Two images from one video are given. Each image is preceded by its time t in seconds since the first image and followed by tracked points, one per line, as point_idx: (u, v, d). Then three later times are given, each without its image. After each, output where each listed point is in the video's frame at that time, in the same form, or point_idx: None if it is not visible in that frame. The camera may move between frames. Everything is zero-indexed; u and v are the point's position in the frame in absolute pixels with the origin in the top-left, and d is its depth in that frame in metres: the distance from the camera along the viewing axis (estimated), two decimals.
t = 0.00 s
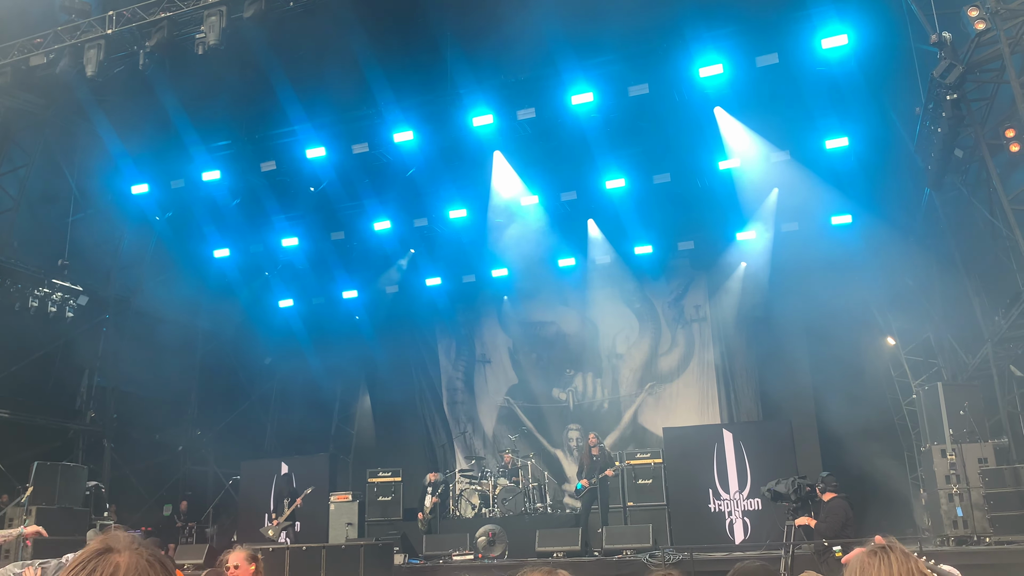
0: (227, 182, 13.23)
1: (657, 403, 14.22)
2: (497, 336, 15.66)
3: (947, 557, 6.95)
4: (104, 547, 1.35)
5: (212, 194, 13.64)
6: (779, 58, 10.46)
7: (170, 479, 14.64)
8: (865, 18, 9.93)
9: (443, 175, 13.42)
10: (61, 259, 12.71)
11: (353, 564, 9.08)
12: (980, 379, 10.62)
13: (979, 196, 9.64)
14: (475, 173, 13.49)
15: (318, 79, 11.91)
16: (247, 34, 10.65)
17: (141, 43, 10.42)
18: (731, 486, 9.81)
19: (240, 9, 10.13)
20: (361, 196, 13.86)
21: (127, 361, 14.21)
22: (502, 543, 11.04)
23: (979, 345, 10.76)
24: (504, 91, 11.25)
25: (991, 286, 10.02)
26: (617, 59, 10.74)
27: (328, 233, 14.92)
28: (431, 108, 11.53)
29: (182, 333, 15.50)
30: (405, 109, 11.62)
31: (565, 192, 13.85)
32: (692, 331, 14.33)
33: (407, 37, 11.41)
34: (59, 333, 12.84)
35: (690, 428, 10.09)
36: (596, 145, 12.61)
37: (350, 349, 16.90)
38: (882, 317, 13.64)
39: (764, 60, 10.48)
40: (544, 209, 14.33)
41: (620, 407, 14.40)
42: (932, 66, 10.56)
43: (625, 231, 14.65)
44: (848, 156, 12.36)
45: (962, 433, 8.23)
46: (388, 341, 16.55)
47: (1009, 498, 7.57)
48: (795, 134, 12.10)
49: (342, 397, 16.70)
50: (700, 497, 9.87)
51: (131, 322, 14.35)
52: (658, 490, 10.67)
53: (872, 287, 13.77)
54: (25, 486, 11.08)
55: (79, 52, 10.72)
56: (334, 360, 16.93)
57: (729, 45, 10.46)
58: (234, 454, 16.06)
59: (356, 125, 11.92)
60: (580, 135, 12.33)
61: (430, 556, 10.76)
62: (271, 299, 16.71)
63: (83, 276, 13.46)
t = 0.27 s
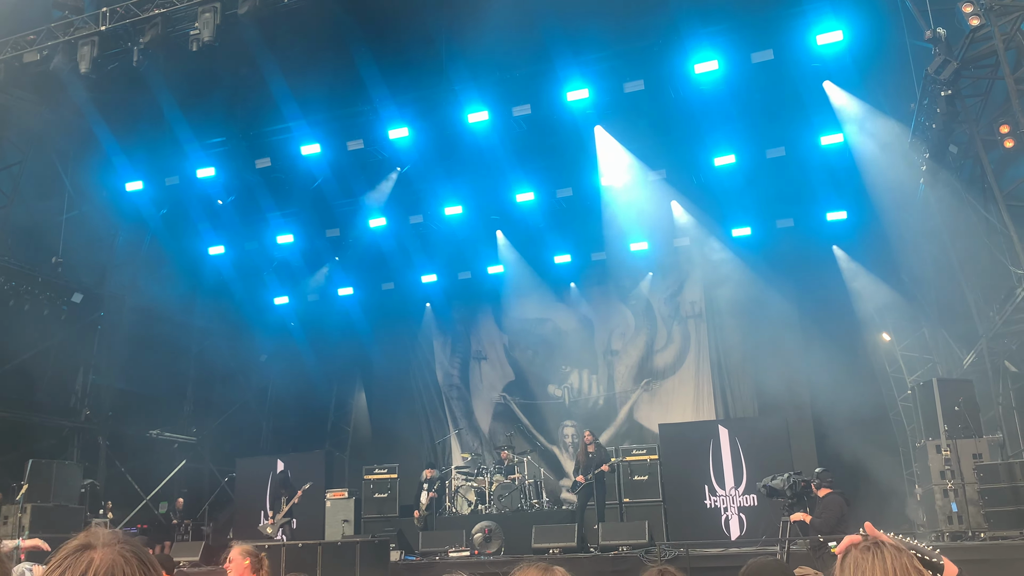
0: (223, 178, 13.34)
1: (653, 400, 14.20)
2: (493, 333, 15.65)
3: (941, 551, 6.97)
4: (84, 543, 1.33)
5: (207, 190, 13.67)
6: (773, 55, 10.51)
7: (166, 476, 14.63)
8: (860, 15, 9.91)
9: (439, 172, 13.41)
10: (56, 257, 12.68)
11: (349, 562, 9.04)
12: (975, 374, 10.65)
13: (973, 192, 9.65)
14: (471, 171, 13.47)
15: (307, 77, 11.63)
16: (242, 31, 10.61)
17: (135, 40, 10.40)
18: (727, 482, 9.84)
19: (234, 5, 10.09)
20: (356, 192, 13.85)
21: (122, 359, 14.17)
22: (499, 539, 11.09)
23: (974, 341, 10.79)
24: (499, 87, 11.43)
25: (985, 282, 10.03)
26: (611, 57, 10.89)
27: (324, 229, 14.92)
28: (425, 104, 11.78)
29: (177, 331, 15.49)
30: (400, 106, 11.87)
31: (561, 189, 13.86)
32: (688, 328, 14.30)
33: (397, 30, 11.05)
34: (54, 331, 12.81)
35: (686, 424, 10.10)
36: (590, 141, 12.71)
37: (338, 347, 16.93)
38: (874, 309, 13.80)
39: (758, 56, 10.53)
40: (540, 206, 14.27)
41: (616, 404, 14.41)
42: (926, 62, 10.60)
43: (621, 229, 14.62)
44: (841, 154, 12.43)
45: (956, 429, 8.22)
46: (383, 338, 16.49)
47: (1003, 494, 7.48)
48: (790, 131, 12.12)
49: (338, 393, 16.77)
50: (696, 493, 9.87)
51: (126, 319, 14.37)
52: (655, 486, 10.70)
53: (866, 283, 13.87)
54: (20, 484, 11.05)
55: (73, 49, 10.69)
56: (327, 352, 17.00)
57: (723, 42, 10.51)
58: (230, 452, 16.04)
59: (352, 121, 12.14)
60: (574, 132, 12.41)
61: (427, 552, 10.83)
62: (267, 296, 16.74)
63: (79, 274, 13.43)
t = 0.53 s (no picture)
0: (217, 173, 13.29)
1: (648, 394, 14.25)
2: (488, 327, 15.65)
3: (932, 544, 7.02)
4: (67, 538, 1.32)
5: (201, 184, 13.52)
6: (768, 48, 10.47)
7: (161, 471, 14.62)
8: (855, 11, 9.91)
9: (434, 166, 13.36)
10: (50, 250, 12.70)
11: (345, 555, 9.08)
12: (968, 368, 10.69)
13: (967, 187, 9.67)
14: (466, 165, 13.46)
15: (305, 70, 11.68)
16: (236, 24, 10.57)
17: (128, 32, 10.34)
18: (721, 476, 9.87)
19: None
20: (351, 185, 13.79)
21: (116, 353, 14.16)
22: (494, 532, 10.97)
23: (967, 335, 10.83)
24: (494, 82, 11.33)
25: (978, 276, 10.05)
26: (603, 52, 10.81)
27: (318, 224, 14.84)
28: (421, 98, 11.63)
29: (169, 324, 15.62)
30: (395, 99, 11.69)
31: (556, 183, 13.82)
32: (682, 322, 14.36)
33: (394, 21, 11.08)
34: (48, 325, 12.78)
35: (681, 418, 10.13)
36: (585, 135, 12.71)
37: (331, 341, 16.74)
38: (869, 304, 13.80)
39: (753, 50, 10.49)
40: (535, 200, 14.21)
41: (610, 398, 14.43)
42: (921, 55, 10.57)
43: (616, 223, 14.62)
44: (840, 148, 12.33)
45: (950, 423, 8.31)
46: (378, 332, 16.46)
47: (995, 487, 7.48)
48: (785, 125, 12.12)
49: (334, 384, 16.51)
50: (691, 486, 9.90)
51: (122, 312, 14.47)
52: (649, 480, 10.66)
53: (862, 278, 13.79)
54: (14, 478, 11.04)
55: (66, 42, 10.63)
56: (322, 347, 16.76)
57: (719, 36, 10.45)
58: (226, 446, 16.03)
59: (346, 115, 12.00)
60: (570, 126, 12.34)
61: (421, 546, 10.74)
62: (262, 291, 16.58)
63: (73, 268, 13.39)
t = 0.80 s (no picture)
0: (215, 173, 13.32)
1: (645, 394, 14.25)
2: (486, 328, 15.63)
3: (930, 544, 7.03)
4: (47, 543, 1.47)
5: (198, 185, 13.64)
6: (765, 50, 10.51)
7: (157, 472, 14.57)
8: (853, 12, 9.94)
9: (432, 166, 13.39)
10: (47, 251, 12.66)
11: (343, 556, 9.06)
12: (966, 369, 10.70)
13: (964, 188, 9.68)
14: (463, 166, 13.45)
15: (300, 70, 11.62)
16: (234, 24, 10.55)
17: (125, 33, 10.31)
18: (718, 477, 9.87)
19: None
20: (349, 186, 13.81)
21: (113, 354, 14.14)
22: (492, 533, 11.06)
23: (964, 336, 10.84)
24: (492, 83, 11.44)
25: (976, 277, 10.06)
26: (601, 52, 10.88)
27: (316, 224, 14.84)
28: (418, 100, 11.78)
29: (169, 326, 15.49)
30: (393, 100, 11.84)
31: (554, 184, 13.86)
32: (680, 323, 14.33)
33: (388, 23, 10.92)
34: (45, 325, 12.76)
35: (678, 419, 10.13)
36: (583, 136, 12.72)
37: (329, 341, 16.72)
38: (867, 307, 13.73)
39: (751, 52, 10.53)
40: (532, 201, 14.29)
41: (608, 399, 14.44)
42: (918, 57, 10.49)
43: (614, 224, 14.66)
44: (835, 149, 12.42)
45: (947, 424, 8.30)
46: (375, 332, 16.42)
47: (993, 488, 7.51)
48: (783, 126, 12.12)
49: (331, 385, 16.46)
50: (688, 487, 9.90)
51: (120, 314, 14.40)
52: (646, 481, 10.67)
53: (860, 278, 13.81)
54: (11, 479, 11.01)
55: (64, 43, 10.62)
56: (320, 345, 16.78)
57: (716, 38, 10.53)
58: (223, 447, 16.00)
59: (344, 117, 12.14)
60: (567, 127, 12.45)
61: (419, 547, 10.76)
62: (258, 291, 16.75)
63: (70, 268, 13.36)
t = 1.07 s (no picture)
0: (219, 171, 13.32)
1: (647, 395, 14.28)
2: (488, 328, 15.65)
3: (930, 550, 7.04)
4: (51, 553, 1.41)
5: (202, 181, 13.56)
6: (770, 52, 10.47)
7: (159, 469, 14.59)
8: (857, 15, 9.95)
9: (435, 166, 13.39)
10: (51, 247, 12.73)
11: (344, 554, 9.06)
12: (968, 373, 10.71)
13: (967, 192, 9.68)
14: (466, 165, 13.47)
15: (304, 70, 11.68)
16: (238, 22, 10.57)
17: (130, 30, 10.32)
18: (721, 479, 9.87)
19: None
20: (352, 185, 13.84)
21: (116, 350, 14.18)
22: (493, 534, 11.09)
23: (967, 339, 10.83)
24: (497, 83, 11.27)
25: (979, 282, 10.05)
26: (607, 53, 10.78)
27: (319, 222, 14.86)
28: (422, 100, 11.59)
29: (173, 323, 15.55)
30: (396, 98, 11.62)
31: (557, 184, 13.86)
32: (683, 324, 14.39)
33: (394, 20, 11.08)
34: (48, 321, 12.78)
35: (681, 420, 10.15)
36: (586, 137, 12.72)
37: (332, 339, 16.71)
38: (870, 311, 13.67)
39: (755, 54, 10.50)
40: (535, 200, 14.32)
41: (609, 399, 14.47)
42: (923, 61, 10.31)
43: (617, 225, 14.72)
44: (839, 152, 12.42)
45: (949, 428, 8.26)
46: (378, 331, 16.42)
47: (995, 494, 7.54)
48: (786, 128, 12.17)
49: (333, 384, 16.45)
50: (691, 489, 9.92)
51: (124, 310, 14.43)
52: (649, 482, 10.69)
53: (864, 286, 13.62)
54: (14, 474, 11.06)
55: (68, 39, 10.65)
56: (323, 342, 16.75)
57: (720, 39, 10.46)
58: (225, 444, 16.02)
59: (348, 116, 11.95)
60: (572, 127, 12.32)
61: (421, 546, 10.75)
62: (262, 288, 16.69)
63: (74, 265, 13.40)
